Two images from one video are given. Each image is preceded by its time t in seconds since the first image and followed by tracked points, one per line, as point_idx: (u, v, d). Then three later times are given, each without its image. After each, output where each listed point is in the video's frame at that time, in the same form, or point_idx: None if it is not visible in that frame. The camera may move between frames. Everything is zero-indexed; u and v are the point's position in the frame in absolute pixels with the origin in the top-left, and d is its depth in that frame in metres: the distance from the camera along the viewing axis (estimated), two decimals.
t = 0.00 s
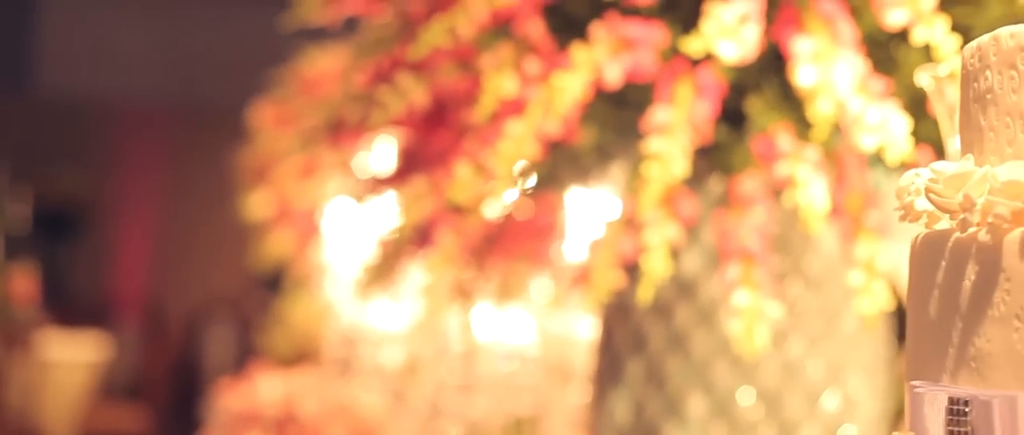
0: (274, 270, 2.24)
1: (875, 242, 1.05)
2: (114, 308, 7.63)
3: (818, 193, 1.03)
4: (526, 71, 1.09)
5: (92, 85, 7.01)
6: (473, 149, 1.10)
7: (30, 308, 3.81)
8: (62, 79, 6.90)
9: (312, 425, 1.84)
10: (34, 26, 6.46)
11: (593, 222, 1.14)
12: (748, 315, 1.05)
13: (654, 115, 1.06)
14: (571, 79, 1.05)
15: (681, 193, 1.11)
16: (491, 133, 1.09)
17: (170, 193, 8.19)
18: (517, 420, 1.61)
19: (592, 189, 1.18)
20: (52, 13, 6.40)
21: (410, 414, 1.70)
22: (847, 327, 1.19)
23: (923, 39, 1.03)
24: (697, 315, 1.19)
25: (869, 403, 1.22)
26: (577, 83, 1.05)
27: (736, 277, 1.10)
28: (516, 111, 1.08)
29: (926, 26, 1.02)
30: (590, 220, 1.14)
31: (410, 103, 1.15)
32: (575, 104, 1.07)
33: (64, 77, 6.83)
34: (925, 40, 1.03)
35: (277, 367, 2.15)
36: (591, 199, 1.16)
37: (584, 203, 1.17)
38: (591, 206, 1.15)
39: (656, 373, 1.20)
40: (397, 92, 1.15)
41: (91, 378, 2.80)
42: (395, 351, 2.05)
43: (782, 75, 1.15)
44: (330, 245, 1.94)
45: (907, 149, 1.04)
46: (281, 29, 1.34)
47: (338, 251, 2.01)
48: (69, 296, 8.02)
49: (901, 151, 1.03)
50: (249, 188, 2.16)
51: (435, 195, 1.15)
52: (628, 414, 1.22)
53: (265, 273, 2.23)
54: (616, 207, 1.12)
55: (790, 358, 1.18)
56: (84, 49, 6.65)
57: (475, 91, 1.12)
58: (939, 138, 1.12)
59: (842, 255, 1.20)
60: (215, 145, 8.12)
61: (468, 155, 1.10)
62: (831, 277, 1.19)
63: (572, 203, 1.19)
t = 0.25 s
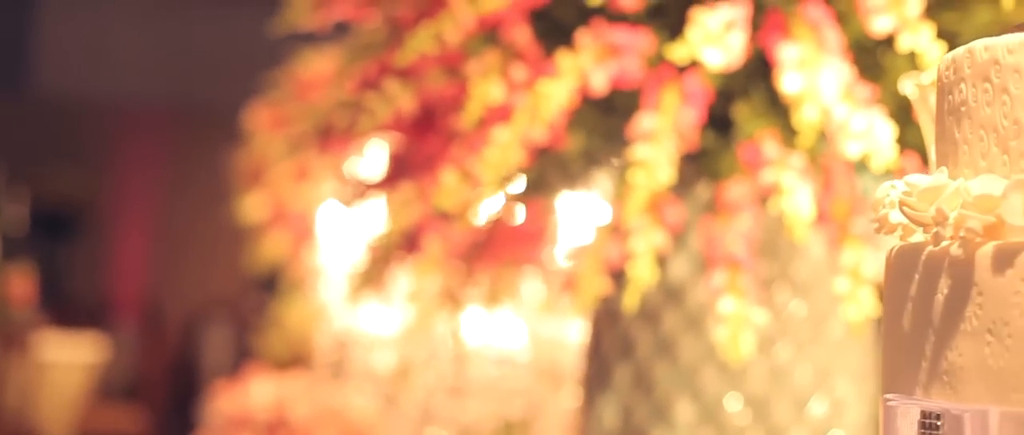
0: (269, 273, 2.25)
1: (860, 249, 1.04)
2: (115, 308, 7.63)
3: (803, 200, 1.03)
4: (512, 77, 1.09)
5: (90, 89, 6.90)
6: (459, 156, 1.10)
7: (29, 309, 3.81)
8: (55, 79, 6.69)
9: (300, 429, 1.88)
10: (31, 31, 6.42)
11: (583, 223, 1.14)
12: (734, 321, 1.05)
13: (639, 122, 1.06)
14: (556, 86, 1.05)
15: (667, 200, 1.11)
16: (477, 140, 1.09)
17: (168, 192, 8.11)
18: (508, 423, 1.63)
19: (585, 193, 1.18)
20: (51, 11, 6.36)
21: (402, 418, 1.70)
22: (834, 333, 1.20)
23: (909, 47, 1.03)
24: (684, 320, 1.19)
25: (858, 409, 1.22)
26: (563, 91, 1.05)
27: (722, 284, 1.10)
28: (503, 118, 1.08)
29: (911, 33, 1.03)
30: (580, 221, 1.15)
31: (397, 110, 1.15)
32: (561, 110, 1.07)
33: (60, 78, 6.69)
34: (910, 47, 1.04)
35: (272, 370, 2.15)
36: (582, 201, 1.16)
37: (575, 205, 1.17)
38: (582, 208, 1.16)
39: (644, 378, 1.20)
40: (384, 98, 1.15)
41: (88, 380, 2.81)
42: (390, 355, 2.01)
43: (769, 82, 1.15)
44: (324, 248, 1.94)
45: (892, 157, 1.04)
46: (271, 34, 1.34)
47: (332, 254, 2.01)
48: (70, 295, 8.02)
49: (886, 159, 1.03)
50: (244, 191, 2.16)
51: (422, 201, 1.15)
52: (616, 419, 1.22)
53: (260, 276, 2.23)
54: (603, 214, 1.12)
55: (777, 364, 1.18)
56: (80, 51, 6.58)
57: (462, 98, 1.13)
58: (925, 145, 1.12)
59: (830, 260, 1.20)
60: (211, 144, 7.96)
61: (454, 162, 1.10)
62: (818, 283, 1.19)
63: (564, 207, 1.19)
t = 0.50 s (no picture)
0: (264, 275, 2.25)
1: (846, 257, 1.04)
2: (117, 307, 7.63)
3: (789, 207, 1.03)
4: (499, 84, 1.09)
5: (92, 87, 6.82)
6: (444, 163, 1.10)
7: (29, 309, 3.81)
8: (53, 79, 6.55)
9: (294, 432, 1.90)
10: (31, 32, 6.28)
11: (570, 228, 1.13)
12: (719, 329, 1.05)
13: (625, 129, 1.06)
14: (542, 92, 1.05)
15: (653, 207, 1.10)
16: (462, 147, 1.09)
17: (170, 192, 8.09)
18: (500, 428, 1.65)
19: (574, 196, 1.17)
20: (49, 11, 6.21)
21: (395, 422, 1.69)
22: (822, 340, 1.20)
23: (894, 54, 1.04)
24: (672, 326, 1.19)
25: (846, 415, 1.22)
26: (548, 97, 1.05)
27: (708, 290, 1.10)
28: (488, 124, 1.08)
29: (897, 40, 1.03)
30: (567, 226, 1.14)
31: (384, 116, 1.15)
32: (547, 117, 1.07)
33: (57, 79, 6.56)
34: (895, 53, 1.03)
35: (267, 372, 2.15)
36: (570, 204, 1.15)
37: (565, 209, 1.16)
38: (570, 211, 1.15)
39: (632, 384, 1.20)
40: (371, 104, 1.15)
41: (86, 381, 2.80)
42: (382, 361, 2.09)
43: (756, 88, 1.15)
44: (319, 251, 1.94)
45: (877, 164, 1.04)
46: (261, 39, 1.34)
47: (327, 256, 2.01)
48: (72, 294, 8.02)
49: (871, 166, 1.03)
50: (240, 193, 2.16)
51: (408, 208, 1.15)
52: (604, 425, 1.22)
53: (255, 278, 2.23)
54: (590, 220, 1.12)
55: (765, 369, 1.18)
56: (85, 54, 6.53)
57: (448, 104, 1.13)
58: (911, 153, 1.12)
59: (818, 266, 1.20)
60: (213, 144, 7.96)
61: (440, 168, 1.10)
62: (807, 288, 1.19)
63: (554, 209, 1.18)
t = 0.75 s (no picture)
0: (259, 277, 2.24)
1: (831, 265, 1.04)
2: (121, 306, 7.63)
3: (774, 215, 1.04)
4: (485, 91, 1.09)
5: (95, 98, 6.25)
6: (430, 170, 1.10)
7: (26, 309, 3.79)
8: (54, 82, 5.90)
9: None
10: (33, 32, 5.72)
11: (561, 232, 1.16)
12: (705, 336, 1.05)
13: (610, 137, 1.06)
14: (527, 100, 1.05)
15: (639, 213, 1.11)
16: (448, 155, 1.09)
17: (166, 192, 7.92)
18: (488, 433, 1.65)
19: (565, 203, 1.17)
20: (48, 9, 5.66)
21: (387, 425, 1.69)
22: (808, 347, 1.20)
23: (880, 61, 1.04)
24: (660, 332, 1.19)
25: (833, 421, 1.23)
26: (533, 105, 1.05)
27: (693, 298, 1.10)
28: (475, 131, 1.08)
29: (882, 47, 1.03)
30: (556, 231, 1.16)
31: (370, 122, 1.15)
32: (533, 124, 1.07)
33: (56, 80, 5.89)
34: (881, 60, 1.03)
35: (262, 375, 2.15)
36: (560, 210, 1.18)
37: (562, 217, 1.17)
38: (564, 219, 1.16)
39: (620, 390, 1.20)
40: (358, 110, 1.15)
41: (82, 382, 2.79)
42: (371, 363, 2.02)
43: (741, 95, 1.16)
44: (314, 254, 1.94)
45: (862, 171, 1.04)
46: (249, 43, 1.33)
47: (322, 258, 2.01)
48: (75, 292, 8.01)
49: (857, 173, 1.03)
50: (235, 195, 2.16)
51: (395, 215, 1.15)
52: (592, 429, 1.22)
53: (251, 280, 2.22)
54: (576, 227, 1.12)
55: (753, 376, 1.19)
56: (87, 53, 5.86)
57: (435, 110, 1.13)
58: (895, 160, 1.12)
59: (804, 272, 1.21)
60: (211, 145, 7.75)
61: (426, 176, 1.10)
62: (794, 295, 1.19)
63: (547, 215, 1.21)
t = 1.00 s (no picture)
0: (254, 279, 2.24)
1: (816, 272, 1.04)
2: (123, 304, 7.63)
3: (759, 222, 1.04)
4: (470, 97, 1.09)
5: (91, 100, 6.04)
6: (415, 177, 1.10)
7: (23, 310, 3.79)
8: (51, 86, 5.75)
9: None
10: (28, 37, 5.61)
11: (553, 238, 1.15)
12: (690, 342, 1.05)
13: (596, 144, 1.06)
14: (513, 107, 1.05)
15: (624, 220, 1.11)
16: (433, 162, 1.09)
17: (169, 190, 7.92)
18: None
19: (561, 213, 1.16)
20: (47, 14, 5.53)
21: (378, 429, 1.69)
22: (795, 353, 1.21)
23: (864, 68, 1.03)
24: (647, 338, 1.19)
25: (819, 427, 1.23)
26: (519, 113, 1.05)
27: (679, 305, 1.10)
28: (460, 138, 1.08)
29: (867, 55, 1.02)
30: (549, 234, 1.16)
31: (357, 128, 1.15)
32: (519, 132, 1.07)
33: (53, 84, 5.74)
34: (866, 69, 1.03)
35: (256, 377, 2.15)
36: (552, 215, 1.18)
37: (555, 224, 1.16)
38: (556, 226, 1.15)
39: (607, 396, 1.20)
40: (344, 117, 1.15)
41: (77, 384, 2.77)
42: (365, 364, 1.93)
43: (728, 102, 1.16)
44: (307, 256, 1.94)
45: (847, 180, 1.04)
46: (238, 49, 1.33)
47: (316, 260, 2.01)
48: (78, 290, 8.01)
49: (842, 181, 1.03)
50: (230, 197, 2.15)
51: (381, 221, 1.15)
52: None
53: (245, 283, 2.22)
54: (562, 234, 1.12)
55: (740, 382, 1.19)
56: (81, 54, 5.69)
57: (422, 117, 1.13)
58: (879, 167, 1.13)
59: (791, 278, 1.21)
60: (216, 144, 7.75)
61: (411, 183, 1.10)
62: (780, 300, 1.20)
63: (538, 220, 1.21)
